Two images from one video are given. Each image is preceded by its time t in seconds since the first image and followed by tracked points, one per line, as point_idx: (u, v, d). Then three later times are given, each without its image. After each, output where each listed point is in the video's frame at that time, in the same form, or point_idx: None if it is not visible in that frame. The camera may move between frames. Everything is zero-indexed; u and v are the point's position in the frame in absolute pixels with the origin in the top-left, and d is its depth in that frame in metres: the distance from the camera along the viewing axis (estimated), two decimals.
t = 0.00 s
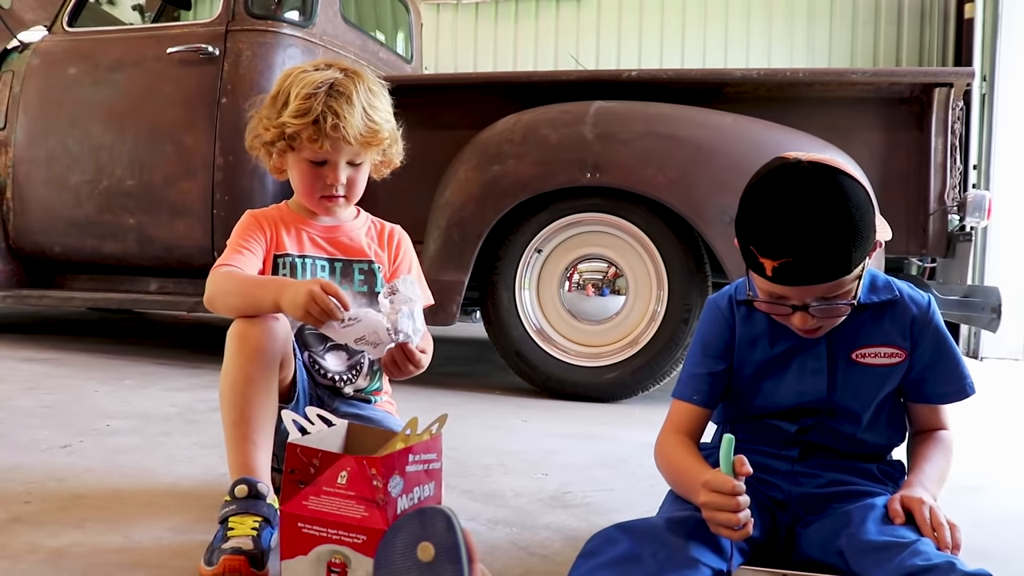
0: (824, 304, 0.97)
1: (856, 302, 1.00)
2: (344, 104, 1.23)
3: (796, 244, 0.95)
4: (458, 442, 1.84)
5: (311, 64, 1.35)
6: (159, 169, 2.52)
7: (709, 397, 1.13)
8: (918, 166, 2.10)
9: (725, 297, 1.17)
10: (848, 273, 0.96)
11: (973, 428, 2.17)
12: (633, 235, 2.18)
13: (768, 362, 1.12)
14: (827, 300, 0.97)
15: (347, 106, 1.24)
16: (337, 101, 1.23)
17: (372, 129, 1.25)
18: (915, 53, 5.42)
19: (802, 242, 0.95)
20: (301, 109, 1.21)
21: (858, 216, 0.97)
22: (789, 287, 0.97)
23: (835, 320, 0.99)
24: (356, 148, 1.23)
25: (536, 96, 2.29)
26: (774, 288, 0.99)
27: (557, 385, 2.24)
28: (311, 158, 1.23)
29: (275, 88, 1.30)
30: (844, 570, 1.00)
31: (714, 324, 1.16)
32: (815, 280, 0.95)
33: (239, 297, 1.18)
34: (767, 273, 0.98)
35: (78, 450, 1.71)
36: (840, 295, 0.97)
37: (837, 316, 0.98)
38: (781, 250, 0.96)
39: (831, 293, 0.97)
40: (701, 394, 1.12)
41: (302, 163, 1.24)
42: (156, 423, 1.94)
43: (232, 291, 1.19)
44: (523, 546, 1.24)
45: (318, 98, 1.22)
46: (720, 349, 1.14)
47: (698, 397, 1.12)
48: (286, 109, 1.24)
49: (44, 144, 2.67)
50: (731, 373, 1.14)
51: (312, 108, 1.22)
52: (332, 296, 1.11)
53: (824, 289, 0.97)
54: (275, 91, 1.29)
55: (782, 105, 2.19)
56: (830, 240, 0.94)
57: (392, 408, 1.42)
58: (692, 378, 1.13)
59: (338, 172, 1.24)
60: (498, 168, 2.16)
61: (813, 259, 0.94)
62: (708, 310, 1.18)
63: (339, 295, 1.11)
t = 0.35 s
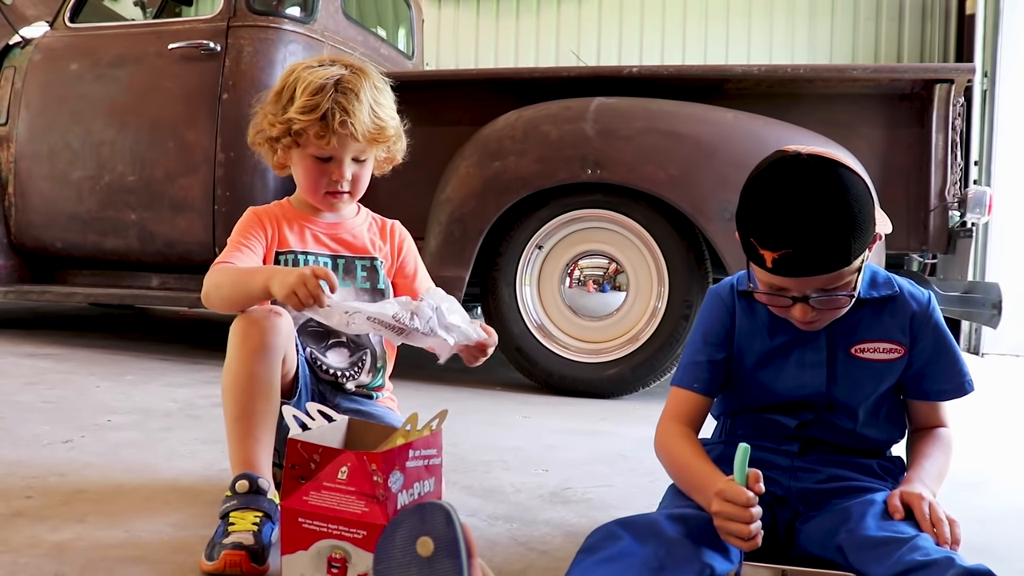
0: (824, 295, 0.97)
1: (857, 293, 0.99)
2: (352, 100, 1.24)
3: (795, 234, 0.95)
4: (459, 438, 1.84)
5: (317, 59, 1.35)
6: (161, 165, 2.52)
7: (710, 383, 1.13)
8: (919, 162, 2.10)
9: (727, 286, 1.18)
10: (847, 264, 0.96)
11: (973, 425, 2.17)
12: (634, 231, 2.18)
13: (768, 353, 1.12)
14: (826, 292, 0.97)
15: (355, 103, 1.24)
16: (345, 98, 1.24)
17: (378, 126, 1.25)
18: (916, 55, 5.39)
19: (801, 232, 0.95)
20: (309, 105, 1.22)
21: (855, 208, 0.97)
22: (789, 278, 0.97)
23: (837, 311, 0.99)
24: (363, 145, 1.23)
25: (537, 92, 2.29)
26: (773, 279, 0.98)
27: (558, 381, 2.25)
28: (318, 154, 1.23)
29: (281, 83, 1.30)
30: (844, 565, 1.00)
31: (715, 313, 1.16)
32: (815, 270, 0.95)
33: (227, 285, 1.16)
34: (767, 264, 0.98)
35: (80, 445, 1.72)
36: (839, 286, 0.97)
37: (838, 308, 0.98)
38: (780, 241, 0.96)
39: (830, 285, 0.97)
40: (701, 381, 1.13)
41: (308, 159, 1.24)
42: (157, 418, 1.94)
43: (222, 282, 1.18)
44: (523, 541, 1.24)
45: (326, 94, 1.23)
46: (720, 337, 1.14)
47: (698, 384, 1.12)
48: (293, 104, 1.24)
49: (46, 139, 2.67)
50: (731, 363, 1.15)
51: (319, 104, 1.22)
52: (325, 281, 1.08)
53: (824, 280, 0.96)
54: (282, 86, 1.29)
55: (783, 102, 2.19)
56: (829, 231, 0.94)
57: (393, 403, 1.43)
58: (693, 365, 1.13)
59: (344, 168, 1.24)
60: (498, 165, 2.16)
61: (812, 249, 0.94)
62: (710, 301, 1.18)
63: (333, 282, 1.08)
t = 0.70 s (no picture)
0: (828, 281, 0.97)
1: (863, 280, 0.99)
2: (352, 102, 1.24)
3: (800, 217, 0.95)
4: (460, 439, 1.84)
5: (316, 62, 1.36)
6: (162, 166, 2.52)
7: (722, 388, 1.12)
8: (919, 164, 2.10)
9: (733, 288, 1.18)
10: (852, 249, 0.95)
11: (974, 427, 2.17)
12: (635, 232, 2.18)
13: (775, 352, 1.12)
14: (832, 277, 0.97)
15: (354, 105, 1.24)
16: (345, 99, 1.24)
17: (379, 127, 1.25)
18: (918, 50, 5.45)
19: (806, 215, 0.95)
20: (309, 107, 1.22)
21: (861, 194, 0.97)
22: (795, 262, 0.96)
23: (844, 297, 0.99)
24: (362, 147, 1.24)
25: (538, 94, 2.29)
26: (780, 263, 0.98)
27: (559, 382, 2.25)
28: (318, 156, 1.23)
29: (280, 85, 1.30)
30: (844, 567, 1.00)
31: (723, 314, 1.16)
32: (820, 253, 0.95)
33: (239, 288, 1.18)
34: (772, 248, 0.97)
35: (80, 446, 1.72)
36: (845, 270, 0.97)
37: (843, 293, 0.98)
38: (786, 223, 0.96)
39: (835, 269, 0.96)
40: (713, 385, 1.12)
41: (308, 161, 1.24)
42: (157, 420, 1.94)
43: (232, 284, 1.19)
44: (523, 543, 1.24)
45: (327, 96, 1.23)
46: (730, 338, 1.14)
47: (711, 388, 1.12)
48: (293, 107, 1.24)
49: (47, 141, 2.68)
50: (740, 365, 1.14)
51: (319, 107, 1.22)
52: (331, 288, 1.10)
53: (828, 264, 0.96)
54: (281, 88, 1.29)
55: (784, 104, 2.19)
56: (837, 213, 0.94)
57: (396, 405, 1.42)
58: (704, 369, 1.12)
59: (345, 170, 1.24)
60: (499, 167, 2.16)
61: (818, 232, 0.94)
62: (716, 303, 1.17)
63: (338, 289, 1.10)
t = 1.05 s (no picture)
0: (836, 264, 0.96)
1: (870, 266, 0.98)
2: (335, 91, 1.24)
3: (811, 198, 0.96)
4: (460, 435, 1.84)
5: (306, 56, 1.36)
6: (162, 163, 2.52)
7: (726, 381, 1.14)
8: (921, 161, 2.10)
9: (738, 283, 1.19)
10: (861, 233, 0.96)
11: (975, 424, 2.17)
12: (635, 229, 2.18)
13: (781, 345, 1.12)
14: (840, 262, 0.97)
15: (338, 93, 1.24)
16: (329, 88, 1.24)
17: (364, 115, 1.25)
18: (919, 48, 5.45)
19: (818, 195, 0.96)
20: (292, 98, 1.22)
21: (870, 182, 0.98)
22: (804, 243, 0.96)
23: (852, 283, 0.98)
24: (348, 135, 1.23)
25: (538, 90, 2.29)
26: (789, 245, 0.98)
27: (560, 379, 2.25)
28: (306, 148, 1.23)
29: (270, 81, 1.31)
30: (843, 563, 1.00)
31: (726, 309, 1.17)
32: (831, 235, 0.95)
33: (214, 279, 1.18)
34: (782, 229, 0.98)
35: (81, 442, 1.72)
36: (852, 254, 0.97)
37: (852, 279, 0.97)
38: (797, 204, 0.97)
39: (843, 254, 0.96)
40: (716, 378, 1.14)
41: (296, 153, 1.24)
42: (158, 416, 1.94)
43: (209, 277, 1.20)
44: (523, 539, 1.24)
45: (310, 85, 1.23)
46: (733, 334, 1.15)
47: (714, 380, 1.14)
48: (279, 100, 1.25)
49: (47, 137, 2.68)
50: (744, 361, 1.15)
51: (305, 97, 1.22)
52: (291, 270, 1.10)
53: (837, 248, 0.96)
54: (269, 83, 1.30)
55: (785, 101, 2.19)
56: (844, 198, 0.95)
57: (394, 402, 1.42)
58: (707, 363, 1.14)
59: (333, 161, 1.24)
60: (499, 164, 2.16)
61: (828, 213, 0.95)
62: (721, 297, 1.18)
63: (300, 271, 1.09)
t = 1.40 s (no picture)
0: (878, 249, 0.98)
1: (910, 260, 1.00)
2: (336, 92, 1.24)
3: (874, 175, 0.98)
4: (461, 432, 1.84)
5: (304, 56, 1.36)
6: (163, 160, 2.52)
7: (739, 367, 1.14)
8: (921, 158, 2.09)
9: (760, 272, 1.18)
10: (909, 224, 0.98)
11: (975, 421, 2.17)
12: (636, 225, 2.18)
13: (800, 336, 1.12)
14: (883, 246, 0.99)
15: (340, 94, 1.24)
16: (331, 90, 1.23)
17: (366, 116, 1.25)
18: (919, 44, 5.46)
19: (880, 174, 0.98)
20: (295, 100, 1.22)
21: (929, 178, 1.01)
22: (856, 220, 0.98)
23: (887, 274, 1.00)
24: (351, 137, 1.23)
25: (539, 87, 2.29)
26: (840, 221, 1.00)
27: (560, 376, 2.25)
28: (308, 149, 1.23)
29: (269, 81, 1.31)
30: (843, 558, 1.00)
31: (745, 296, 1.16)
32: (884, 216, 0.97)
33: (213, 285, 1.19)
34: (838, 201, 1.00)
35: (82, 439, 1.72)
36: (897, 243, 0.99)
37: (889, 268, 0.99)
38: (858, 179, 0.99)
39: (888, 241, 0.98)
40: (729, 363, 1.14)
41: (298, 154, 1.24)
42: (159, 413, 1.95)
43: (205, 279, 1.20)
44: (524, 536, 1.24)
45: (312, 87, 1.23)
46: (749, 322, 1.15)
47: (726, 365, 1.14)
48: (280, 101, 1.24)
49: (47, 135, 2.68)
50: (760, 351, 1.15)
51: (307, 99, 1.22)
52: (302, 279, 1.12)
53: (884, 232, 0.98)
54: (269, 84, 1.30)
55: (786, 97, 2.18)
56: (903, 184, 0.97)
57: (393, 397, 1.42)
58: (720, 347, 1.14)
59: (336, 161, 1.24)
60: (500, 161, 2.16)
61: (887, 194, 0.97)
62: (740, 285, 1.18)
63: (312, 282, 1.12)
